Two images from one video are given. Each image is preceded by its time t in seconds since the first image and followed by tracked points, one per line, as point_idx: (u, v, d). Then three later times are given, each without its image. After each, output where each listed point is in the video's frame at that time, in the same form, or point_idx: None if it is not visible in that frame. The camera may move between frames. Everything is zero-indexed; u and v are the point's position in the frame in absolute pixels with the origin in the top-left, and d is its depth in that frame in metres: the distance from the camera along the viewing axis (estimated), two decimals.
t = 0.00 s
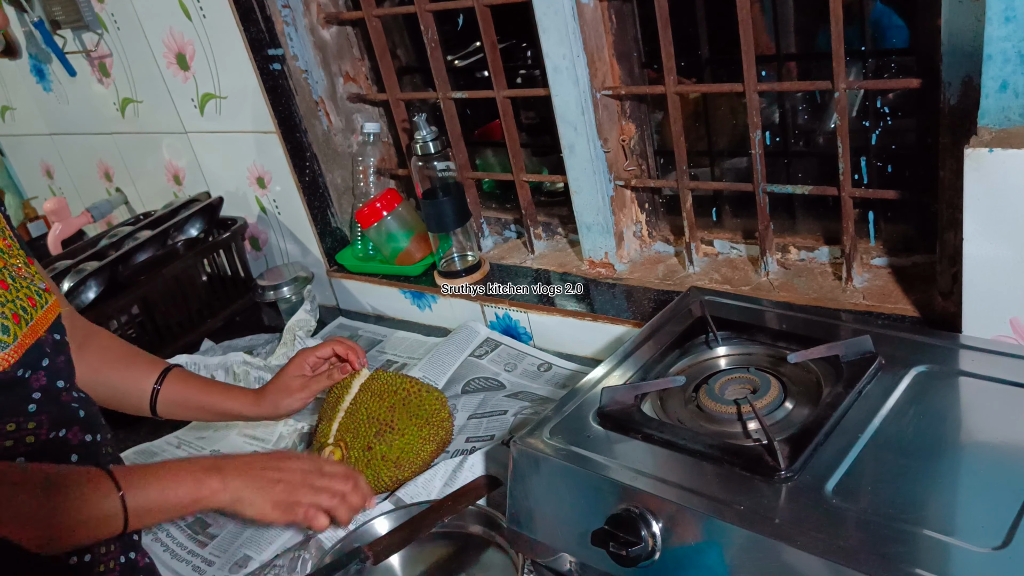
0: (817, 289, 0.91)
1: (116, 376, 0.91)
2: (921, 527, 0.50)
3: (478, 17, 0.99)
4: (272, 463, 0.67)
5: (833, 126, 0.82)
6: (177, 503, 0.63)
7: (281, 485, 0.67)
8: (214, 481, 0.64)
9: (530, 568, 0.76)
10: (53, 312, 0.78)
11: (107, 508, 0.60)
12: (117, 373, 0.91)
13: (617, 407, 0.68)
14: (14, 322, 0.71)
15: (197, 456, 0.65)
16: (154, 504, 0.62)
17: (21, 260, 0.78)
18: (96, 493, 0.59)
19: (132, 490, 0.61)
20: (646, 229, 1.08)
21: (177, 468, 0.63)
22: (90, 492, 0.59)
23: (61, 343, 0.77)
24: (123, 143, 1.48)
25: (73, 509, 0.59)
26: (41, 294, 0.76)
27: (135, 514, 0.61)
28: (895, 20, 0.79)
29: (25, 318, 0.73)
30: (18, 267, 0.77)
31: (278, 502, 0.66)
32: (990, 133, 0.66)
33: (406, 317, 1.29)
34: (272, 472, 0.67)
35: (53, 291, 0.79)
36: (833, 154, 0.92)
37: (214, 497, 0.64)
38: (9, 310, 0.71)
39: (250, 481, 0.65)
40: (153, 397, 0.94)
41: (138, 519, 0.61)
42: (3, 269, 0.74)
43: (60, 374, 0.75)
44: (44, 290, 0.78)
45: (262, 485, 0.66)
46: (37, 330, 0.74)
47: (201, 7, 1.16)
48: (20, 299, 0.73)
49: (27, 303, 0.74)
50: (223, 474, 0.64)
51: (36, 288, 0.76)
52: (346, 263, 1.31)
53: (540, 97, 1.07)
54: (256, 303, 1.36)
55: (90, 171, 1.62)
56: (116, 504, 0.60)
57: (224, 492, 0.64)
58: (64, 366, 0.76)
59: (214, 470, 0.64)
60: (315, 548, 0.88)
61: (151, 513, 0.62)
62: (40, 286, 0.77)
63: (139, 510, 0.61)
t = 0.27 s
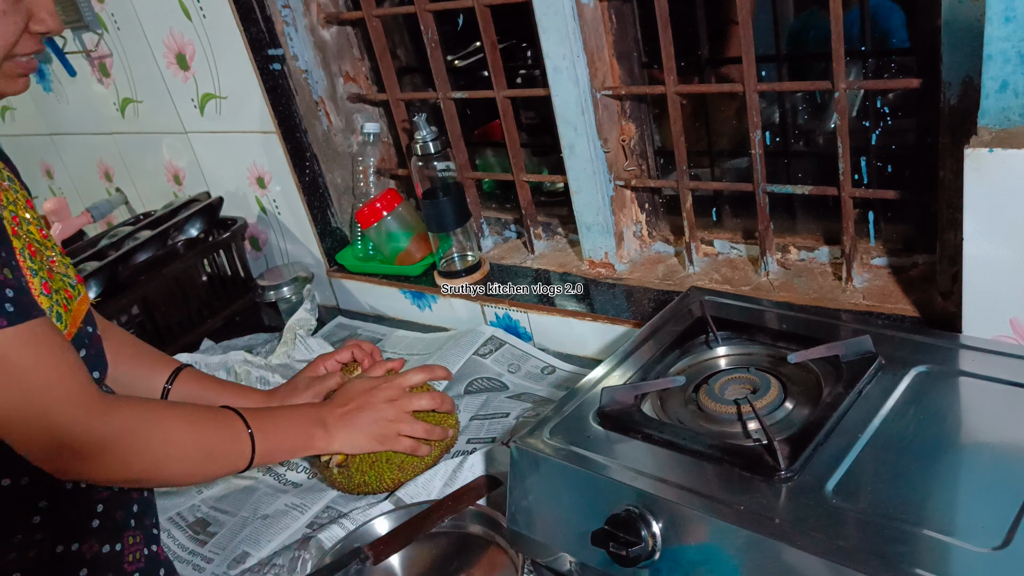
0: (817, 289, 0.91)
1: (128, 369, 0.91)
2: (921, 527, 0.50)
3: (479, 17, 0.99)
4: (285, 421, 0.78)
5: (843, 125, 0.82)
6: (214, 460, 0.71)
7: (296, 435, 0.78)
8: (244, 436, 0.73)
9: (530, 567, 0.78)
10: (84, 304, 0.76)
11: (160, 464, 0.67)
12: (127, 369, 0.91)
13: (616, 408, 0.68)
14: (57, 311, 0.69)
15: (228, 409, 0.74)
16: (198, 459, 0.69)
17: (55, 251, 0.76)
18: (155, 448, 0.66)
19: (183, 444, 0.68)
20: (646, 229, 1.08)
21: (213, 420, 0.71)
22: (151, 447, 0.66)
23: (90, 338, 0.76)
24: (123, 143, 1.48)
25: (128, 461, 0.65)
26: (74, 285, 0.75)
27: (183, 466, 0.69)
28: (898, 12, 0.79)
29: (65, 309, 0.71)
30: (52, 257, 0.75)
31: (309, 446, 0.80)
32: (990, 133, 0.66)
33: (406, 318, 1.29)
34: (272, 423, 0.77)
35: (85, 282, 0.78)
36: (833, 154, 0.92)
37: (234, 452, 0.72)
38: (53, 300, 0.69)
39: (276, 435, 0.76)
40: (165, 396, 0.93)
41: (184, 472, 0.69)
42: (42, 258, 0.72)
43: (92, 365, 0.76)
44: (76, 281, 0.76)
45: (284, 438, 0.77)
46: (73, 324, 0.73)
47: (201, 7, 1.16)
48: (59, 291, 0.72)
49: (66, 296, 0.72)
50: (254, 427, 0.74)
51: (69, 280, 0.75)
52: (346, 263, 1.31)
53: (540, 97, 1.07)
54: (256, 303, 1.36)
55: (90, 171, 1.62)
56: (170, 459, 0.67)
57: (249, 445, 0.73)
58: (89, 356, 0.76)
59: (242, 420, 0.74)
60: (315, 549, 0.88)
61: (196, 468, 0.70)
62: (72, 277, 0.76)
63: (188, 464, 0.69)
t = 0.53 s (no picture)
0: (809, 291, 0.91)
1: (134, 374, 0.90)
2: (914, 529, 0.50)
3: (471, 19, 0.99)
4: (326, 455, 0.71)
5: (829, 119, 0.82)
6: (238, 483, 0.65)
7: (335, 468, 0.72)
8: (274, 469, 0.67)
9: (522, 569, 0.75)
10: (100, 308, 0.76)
11: (181, 480, 0.62)
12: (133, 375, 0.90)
13: (608, 410, 0.68)
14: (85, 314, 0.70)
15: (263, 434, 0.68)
16: (222, 477, 0.64)
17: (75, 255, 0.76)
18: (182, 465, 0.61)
19: (210, 465, 0.63)
20: (639, 232, 1.08)
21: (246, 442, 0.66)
22: (176, 464, 0.61)
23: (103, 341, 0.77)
24: (114, 145, 1.47)
25: (151, 474, 0.61)
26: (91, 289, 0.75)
27: (207, 485, 0.63)
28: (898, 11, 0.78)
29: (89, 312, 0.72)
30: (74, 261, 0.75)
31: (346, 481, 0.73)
32: (981, 135, 0.66)
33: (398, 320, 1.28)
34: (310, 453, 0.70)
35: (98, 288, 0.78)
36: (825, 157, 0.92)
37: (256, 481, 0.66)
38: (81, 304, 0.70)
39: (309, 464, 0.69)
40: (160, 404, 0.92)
41: (203, 492, 0.64)
42: (68, 262, 0.72)
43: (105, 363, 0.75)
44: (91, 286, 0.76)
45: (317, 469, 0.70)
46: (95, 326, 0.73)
47: (192, 8, 1.16)
48: (84, 295, 0.72)
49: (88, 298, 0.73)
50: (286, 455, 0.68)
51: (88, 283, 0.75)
52: (338, 266, 1.30)
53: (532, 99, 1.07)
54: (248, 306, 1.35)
55: (80, 173, 1.61)
56: (193, 477, 0.62)
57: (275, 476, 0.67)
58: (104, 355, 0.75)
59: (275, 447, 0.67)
60: (309, 544, 0.87)
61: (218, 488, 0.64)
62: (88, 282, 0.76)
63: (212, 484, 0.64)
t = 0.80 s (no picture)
0: (816, 292, 0.91)
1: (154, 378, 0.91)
2: (919, 529, 0.50)
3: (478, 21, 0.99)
4: (313, 432, 0.71)
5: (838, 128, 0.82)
6: (235, 472, 0.65)
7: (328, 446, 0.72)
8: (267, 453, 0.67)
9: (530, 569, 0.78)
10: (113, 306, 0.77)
11: (181, 485, 0.62)
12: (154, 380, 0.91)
13: (615, 411, 0.68)
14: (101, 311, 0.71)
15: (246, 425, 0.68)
16: (220, 476, 0.64)
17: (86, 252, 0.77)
18: (178, 467, 0.62)
19: (204, 463, 0.63)
20: (646, 233, 1.08)
21: (233, 436, 0.66)
22: (171, 466, 0.61)
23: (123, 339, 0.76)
24: (123, 147, 1.48)
25: (148, 485, 0.61)
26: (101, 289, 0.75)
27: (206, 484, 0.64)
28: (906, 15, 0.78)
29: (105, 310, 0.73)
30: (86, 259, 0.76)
31: (336, 455, 0.73)
32: (988, 136, 0.66)
33: (405, 321, 1.29)
34: (295, 433, 0.70)
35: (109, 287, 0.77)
36: (832, 158, 0.92)
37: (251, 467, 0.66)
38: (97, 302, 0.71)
39: (299, 443, 0.69)
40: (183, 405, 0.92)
41: (205, 493, 0.64)
42: (81, 262, 0.73)
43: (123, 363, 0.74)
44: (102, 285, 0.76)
45: (307, 449, 0.70)
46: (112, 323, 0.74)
47: (201, 11, 1.17)
48: (99, 294, 0.73)
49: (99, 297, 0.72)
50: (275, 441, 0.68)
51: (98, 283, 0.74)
52: (346, 266, 1.31)
53: (539, 100, 1.07)
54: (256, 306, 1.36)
55: (90, 174, 1.62)
56: (192, 478, 0.62)
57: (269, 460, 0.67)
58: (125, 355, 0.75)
59: (262, 435, 0.67)
60: (317, 544, 0.88)
61: (218, 484, 0.64)
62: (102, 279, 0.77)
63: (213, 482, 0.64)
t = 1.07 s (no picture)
0: (817, 290, 0.91)
1: (156, 378, 0.91)
2: (920, 528, 0.50)
3: (478, 18, 0.99)
4: (253, 424, 0.71)
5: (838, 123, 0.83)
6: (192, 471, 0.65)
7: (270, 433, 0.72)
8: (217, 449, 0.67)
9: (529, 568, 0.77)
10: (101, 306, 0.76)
11: (139, 493, 0.62)
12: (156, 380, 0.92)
13: (615, 409, 0.68)
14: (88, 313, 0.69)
15: (188, 425, 0.67)
16: (178, 480, 0.64)
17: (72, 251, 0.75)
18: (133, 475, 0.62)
19: (158, 468, 0.63)
20: (646, 230, 1.08)
21: (180, 436, 0.65)
22: (128, 473, 0.61)
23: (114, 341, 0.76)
24: (123, 144, 1.48)
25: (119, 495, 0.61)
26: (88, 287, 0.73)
27: (164, 489, 0.64)
28: (907, 11, 0.78)
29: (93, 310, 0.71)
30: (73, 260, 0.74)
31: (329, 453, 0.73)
32: (990, 133, 0.66)
33: (405, 318, 1.29)
34: (239, 428, 0.70)
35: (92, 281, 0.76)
36: (833, 155, 0.91)
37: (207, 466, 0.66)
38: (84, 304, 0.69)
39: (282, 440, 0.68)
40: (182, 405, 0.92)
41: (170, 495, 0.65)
42: (68, 262, 0.72)
43: (117, 365, 0.74)
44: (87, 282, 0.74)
45: (253, 440, 0.70)
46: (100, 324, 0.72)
47: (200, 8, 1.16)
48: (87, 295, 0.71)
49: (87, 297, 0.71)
50: (220, 437, 0.68)
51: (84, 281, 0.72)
52: (345, 264, 1.31)
53: (539, 98, 1.07)
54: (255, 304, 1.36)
55: (89, 172, 1.62)
56: (149, 484, 0.63)
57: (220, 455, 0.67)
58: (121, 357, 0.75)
59: (206, 432, 0.67)
60: (316, 544, 0.88)
61: (175, 487, 0.65)
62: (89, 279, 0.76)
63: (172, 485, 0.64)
